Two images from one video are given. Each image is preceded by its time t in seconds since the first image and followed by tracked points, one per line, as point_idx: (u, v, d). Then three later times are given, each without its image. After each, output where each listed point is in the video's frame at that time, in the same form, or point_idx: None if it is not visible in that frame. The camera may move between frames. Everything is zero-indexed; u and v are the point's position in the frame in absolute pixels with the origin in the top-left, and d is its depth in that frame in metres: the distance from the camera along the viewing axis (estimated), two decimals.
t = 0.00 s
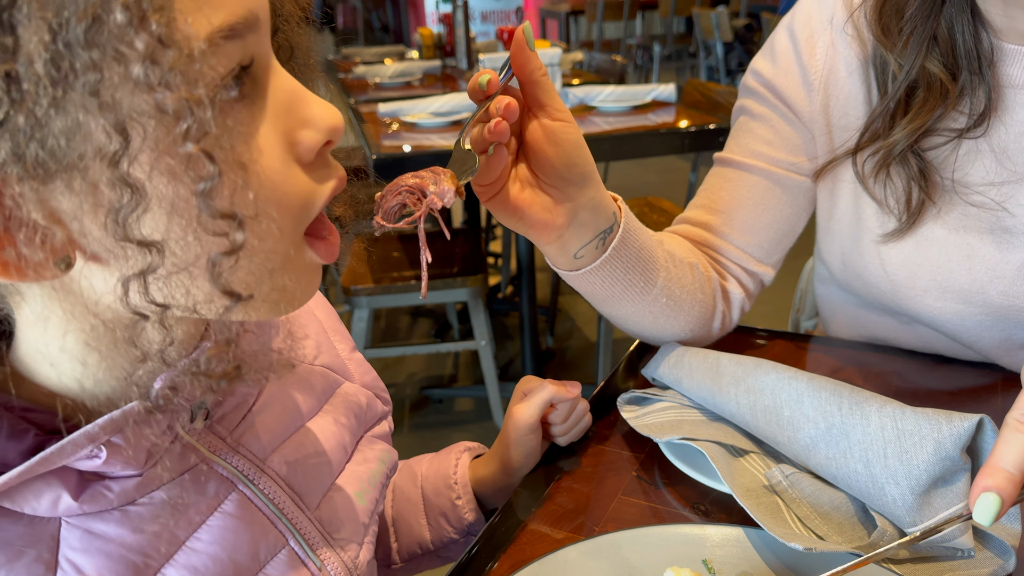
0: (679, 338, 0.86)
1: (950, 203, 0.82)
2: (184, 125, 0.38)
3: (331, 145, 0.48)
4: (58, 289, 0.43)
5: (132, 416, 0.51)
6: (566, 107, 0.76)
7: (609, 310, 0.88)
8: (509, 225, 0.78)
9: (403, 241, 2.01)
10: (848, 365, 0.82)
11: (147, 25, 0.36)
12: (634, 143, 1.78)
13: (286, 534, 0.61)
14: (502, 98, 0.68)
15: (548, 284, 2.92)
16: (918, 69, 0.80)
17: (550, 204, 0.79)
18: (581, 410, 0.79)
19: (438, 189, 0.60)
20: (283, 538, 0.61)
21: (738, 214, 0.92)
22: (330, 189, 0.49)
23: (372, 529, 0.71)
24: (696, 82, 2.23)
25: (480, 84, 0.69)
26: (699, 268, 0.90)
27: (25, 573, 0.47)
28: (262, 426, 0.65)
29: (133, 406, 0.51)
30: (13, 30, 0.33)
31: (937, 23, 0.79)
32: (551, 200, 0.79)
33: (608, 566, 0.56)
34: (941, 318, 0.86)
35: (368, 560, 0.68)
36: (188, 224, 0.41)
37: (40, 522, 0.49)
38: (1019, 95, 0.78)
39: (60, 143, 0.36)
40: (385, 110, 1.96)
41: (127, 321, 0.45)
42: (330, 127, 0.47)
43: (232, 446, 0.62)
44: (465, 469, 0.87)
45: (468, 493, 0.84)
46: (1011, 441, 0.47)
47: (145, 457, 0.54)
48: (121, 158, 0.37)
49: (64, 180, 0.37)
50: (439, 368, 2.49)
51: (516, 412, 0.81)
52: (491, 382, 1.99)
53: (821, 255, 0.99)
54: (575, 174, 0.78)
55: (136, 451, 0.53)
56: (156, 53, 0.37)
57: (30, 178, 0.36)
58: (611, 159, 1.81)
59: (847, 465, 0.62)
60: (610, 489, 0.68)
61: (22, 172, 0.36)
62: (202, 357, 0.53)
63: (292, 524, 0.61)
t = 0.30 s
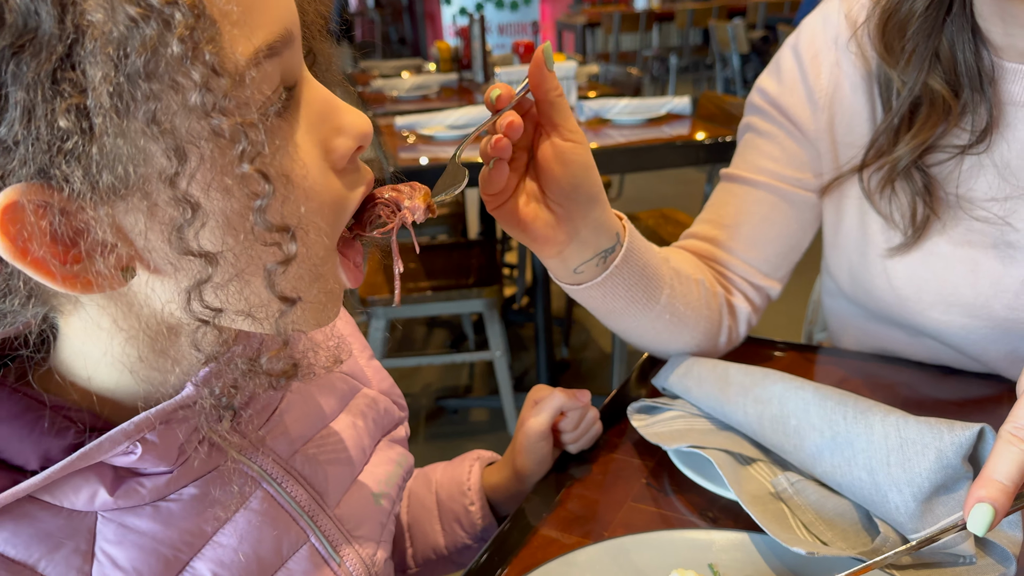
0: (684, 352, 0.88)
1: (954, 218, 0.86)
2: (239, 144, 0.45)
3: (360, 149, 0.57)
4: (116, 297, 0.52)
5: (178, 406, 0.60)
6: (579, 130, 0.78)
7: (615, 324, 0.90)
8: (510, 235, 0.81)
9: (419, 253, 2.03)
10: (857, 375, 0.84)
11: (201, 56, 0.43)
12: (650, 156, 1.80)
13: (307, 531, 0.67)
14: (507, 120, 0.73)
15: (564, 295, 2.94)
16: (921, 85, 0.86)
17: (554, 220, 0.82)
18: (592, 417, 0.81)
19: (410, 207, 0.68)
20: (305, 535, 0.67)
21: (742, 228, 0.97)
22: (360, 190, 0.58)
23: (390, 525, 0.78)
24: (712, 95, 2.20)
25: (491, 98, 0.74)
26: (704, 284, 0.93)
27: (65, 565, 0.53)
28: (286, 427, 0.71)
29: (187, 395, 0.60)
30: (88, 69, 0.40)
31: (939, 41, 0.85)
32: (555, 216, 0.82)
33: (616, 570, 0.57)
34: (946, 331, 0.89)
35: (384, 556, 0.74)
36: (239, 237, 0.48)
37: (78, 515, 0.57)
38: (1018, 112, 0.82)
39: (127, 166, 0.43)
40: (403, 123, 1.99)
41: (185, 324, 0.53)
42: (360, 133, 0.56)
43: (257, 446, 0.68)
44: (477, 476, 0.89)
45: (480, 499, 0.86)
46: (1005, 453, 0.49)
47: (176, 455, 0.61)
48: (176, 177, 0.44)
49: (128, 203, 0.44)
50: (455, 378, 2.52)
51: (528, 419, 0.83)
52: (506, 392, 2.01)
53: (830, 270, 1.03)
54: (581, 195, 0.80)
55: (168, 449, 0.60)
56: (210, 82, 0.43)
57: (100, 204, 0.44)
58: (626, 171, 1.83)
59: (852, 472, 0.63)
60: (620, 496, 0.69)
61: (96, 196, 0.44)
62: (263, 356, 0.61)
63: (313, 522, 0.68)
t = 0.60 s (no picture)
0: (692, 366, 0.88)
1: (963, 228, 0.87)
2: (275, 146, 0.49)
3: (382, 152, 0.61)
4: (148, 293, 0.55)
5: (201, 403, 0.62)
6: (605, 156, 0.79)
7: (626, 334, 0.92)
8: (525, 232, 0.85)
9: (432, 261, 2.05)
10: (866, 383, 0.84)
11: (238, 64, 0.46)
12: (662, 165, 1.81)
13: (321, 528, 0.69)
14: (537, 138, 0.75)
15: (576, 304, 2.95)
16: (928, 97, 0.87)
17: (568, 231, 0.84)
18: (600, 423, 0.82)
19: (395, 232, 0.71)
20: (320, 532, 0.69)
21: (753, 238, 0.98)
22: (378, 194, 0.61)
23: (401, 525, 0.80)
24: (724, 105, 2.20)
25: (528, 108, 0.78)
26: (716, 297, 0.93)
27: (89, 558, 0.55)
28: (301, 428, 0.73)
29: (209, 392, 0.62)
30: (133, 77, 0.44)
31: (946, 53, 0.86)
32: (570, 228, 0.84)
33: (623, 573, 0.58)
34: (956, 340, 0.89)
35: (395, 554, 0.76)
36: (272, 237, 0.52)
37: (101, 510, 0.58)
38: None
39: (168, 167, 0.46)
40: (417, 133, 2.00)
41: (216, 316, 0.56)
42: (382, 137, 0.60)
43: (274, 445, 0.70)
44: (488, 481, 0.90)
45: (491, 505, 0.88)
46: (1008, 457, 0.49)
47: (196, 451, 0.62)
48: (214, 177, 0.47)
49: (168, 203, 0.48)
50: (467, 387, 2.53)
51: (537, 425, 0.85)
52: (519, 401, 2.02)
53: (839, 279, 1.04)
54: (596, 213, 0.82)
55: (188, 445, 0.62)
56: (247, 86, 0.47)
57: (146, 203, 0.47)
58: (638, 181, 1.84)
59: (857, 478, 0.64)
60: (628, 502, 0.69)
61: (141, 196, 0.47)
62: (290, 349, 0.62)
63: (327, 520, 0.70)
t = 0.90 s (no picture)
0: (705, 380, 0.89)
1: (974, 233, 0.87)
2: (330, 163, 0.51)
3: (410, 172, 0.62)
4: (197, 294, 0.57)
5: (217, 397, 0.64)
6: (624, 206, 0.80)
7: (644, 348, 0.93)
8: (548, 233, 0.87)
9: (444, 269, 2.06)
10: (876, 389, 0.84)
11: (300, 86, 0.49)
12: (674, 172, 1.81)
13: (333, 525, 0.70)
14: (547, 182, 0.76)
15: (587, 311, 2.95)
16: (940, 101, 0.88)
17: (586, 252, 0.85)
18: (610, 428, 0.82)
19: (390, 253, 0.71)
20: (332, 530, 0.70)
21: (769, 247, 0.98)
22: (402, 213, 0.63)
23: (413, 525, 0.81)
24: (737, 111, 2.21)
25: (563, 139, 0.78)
26: (732, 311, 0.93)
27: (107, 553, 0.56)
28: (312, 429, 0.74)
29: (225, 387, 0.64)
30: (197, 90, 0.46)
31: (958, 58, 0.86)
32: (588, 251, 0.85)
33: None
34: (967, 346, 0.89)
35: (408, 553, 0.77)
36: (317, 244, 0.54)
37: (120, 506, 0.59)
38: None
39: (225, 175, 0.49)
40: (429, 141, 2.02)
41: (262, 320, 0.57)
42: (412, 158, 0.62)
43: (285, 443, 0.71)
44: (500, 487, 0.91)
45: (502, 510, 0.88)
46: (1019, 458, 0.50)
47: (213, 446, 0.63)
48: (267, 190, 0.50)
49: (223, 211, 0.50)
50: (479, 394, 2.53)
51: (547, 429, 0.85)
52: (530, 408, 2.02)
53: (850, 286, 1.04)
54: (613, 246, 0.83)
55: (206, 440, 0.63)
56: (307, 106, 0.49)
57: (199, 206, 0.49)
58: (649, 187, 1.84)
59: (867, 483, 0.64)
60: (638, 506, 0.69)
61: (198, 202, 0.49)
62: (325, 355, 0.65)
63: (339, 516, 0.70)
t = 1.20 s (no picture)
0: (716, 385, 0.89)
1: (981, 237, 0.87)
2: (335, 205, 0.52)
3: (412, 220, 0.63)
4: (188, 306, 0.59)
5: (224, 399, 0.64)
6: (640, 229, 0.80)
7: (653, 358, 0.93)
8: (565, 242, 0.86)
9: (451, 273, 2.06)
10: (883, 393, 0.84)
11: (318, 126, 0.50)
12: (681, 177, 1.81)
13: (342, 524, 0.71)
14: (564, 208, 0.74)
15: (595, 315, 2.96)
16: (947, 105, 0.88)
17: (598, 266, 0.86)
18: (618, 432, 0.83)
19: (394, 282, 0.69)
20: (340, 528, 0.70)
21: (776, 252, 0.98)
22: (403, 257, 0.64)
23: (420, 525, 0.82)
24: (745, 116, 2.21)
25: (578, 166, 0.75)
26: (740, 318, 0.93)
27: (120, 550, 0.58)
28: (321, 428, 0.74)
29: (231, 389, 0.64)
30: (216, 112, 0.48)
31: (964, 62, 0.87)
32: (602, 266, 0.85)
33: None
34: (974, 350, 0.89)
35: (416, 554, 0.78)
36: (317, 276, 0.55)
37: (132, 504, 0.60)
38: None
39: (231, 200, 0.51)
40: (438, 146, 2.03)
41: (249, 338, 0.60)
42: (418, 207, 0.63)
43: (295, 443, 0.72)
44: (507, 490, 0.91)
45: (510, 513, 0.89)
46: None
47: (222, 448, 0.64)
48: (270, 222, 0.51)
49: (219, 228, 0.52)
50: (487, 398, 2.53)
51: (555, 433, 0.86)
52: (537, 412, 2.02)
53: (858, 292, 1.04)
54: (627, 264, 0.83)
55: (215, 442, 0.64)
56: (322, 146, 0.50)
57: (201, 223, 0.51)
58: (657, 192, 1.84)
59: (874, 488, 0.64)
60: (645, 510, 0.70)
61: (192, 214, 0.51)
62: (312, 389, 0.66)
63: (348, 516, 0.71)
